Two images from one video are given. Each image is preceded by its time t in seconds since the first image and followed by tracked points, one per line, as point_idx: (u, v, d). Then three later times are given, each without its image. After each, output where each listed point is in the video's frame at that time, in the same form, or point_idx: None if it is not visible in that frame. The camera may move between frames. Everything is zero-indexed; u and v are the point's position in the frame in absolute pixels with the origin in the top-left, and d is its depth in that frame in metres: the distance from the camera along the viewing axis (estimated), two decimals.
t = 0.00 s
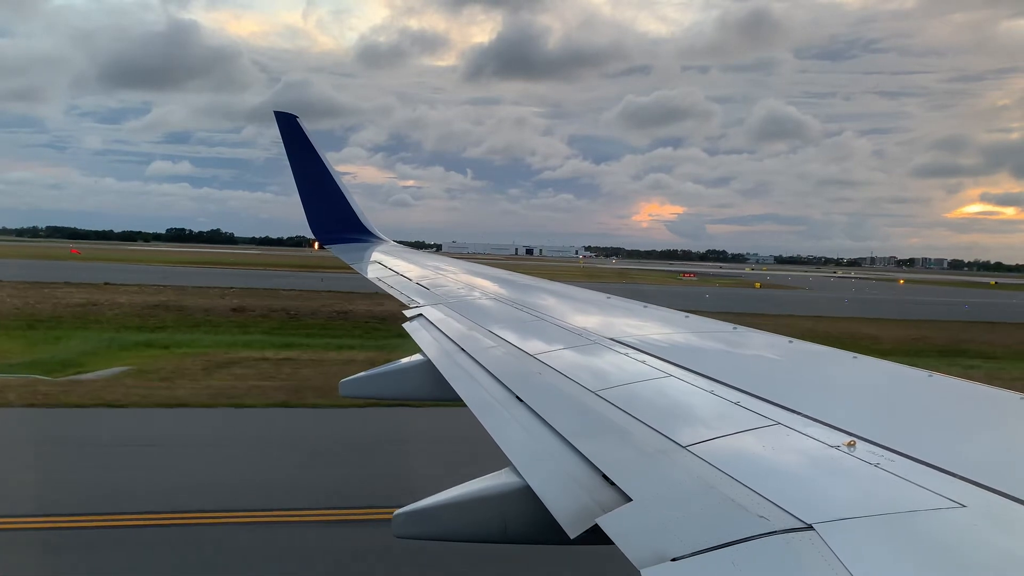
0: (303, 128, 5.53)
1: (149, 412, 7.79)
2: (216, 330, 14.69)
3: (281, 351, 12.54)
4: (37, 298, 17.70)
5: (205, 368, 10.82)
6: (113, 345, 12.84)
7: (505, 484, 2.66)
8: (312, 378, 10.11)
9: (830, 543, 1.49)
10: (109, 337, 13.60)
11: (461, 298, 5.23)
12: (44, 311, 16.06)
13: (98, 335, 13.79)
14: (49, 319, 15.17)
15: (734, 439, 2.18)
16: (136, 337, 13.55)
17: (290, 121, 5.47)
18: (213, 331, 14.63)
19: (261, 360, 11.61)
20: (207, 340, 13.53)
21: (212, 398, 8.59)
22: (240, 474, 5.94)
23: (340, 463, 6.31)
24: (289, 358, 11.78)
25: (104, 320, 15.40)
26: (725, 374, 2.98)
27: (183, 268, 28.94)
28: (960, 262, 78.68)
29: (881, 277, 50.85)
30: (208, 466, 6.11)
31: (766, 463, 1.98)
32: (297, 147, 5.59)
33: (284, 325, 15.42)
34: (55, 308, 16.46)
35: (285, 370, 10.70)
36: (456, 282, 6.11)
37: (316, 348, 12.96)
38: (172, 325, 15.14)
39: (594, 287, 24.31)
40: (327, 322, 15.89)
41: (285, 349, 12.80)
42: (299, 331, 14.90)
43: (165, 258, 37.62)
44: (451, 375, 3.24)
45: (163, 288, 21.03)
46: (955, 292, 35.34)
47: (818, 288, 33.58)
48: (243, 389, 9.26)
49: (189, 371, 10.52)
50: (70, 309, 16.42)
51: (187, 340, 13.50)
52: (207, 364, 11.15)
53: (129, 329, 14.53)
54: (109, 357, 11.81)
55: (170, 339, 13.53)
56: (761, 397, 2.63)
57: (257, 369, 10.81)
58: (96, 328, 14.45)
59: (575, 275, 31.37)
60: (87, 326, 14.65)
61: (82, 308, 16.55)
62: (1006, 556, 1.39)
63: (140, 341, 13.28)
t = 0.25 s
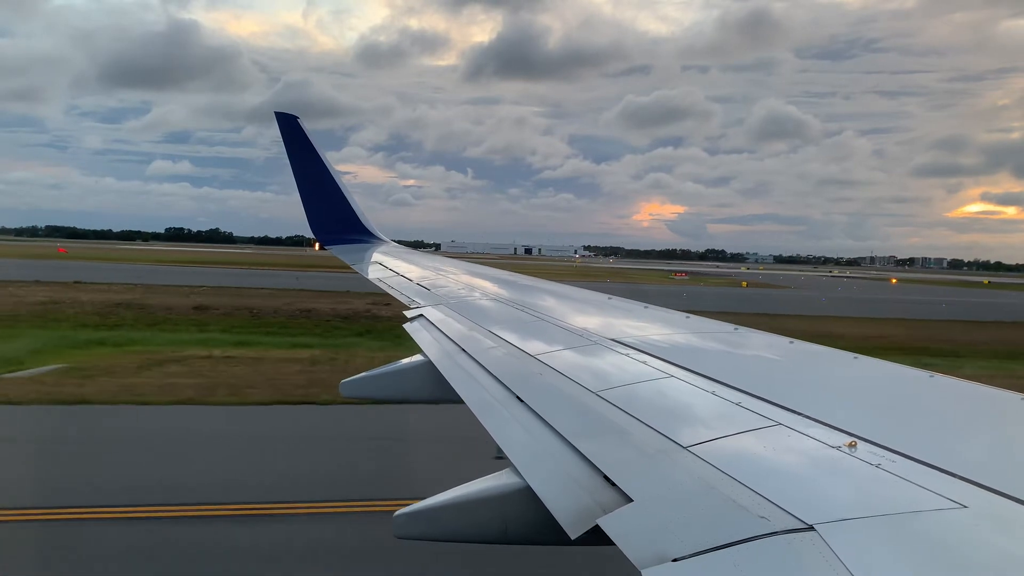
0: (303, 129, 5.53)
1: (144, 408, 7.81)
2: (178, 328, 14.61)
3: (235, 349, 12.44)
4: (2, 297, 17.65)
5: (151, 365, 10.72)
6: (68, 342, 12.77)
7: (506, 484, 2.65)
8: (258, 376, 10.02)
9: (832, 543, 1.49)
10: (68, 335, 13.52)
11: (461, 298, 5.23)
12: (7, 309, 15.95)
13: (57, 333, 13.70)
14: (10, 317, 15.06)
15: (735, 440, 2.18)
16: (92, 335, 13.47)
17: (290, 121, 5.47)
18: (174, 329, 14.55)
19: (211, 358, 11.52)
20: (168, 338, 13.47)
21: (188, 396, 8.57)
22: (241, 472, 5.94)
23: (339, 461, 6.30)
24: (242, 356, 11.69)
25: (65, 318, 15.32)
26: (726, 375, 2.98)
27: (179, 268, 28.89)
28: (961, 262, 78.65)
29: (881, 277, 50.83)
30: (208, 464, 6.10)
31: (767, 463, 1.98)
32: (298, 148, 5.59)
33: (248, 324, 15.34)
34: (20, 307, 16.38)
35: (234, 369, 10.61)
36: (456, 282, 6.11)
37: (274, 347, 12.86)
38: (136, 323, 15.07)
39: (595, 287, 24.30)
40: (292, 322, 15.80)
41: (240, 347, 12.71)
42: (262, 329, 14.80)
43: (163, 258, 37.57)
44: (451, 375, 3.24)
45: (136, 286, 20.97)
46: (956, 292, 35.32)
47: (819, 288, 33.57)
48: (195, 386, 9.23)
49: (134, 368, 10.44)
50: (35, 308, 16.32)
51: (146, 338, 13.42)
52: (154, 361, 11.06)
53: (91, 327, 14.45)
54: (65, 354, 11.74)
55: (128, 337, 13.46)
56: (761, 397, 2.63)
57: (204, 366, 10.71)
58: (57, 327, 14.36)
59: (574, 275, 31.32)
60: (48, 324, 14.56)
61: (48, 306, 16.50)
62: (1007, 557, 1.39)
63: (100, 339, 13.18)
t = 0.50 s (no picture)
0: (303, 129, 5.53)
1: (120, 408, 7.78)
2: (146, 328, 14.59)
3: (197, 348, 12.41)
4: None
5: (106, 364, 10.71)
6: (32, 341, 12.76)
7: (507, 484, 2.65)
8: (216, 376, 9.97)
9: (832, 543, 1.49)
10: (32, 334, 13.46)
11: (461, 299, 5.23)
12: None
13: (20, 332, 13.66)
14: None
15: (734, 440, 2.19)
16: (58, 334, 13.47)
17: (290, 121, 5.47)
18: (143, 328, 14.54)
19: (170, 357, 11.48)
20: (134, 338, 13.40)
21: (150, 396, 8.52)
22: (241, 469, 5.93)
23: (339, 459, 6.30)
24: (204, 356, 11.65)
25: (33, 317, 15.26)
26: (726, 375, 2.97)
27: (176, 268, 28.91)
28: (961, 262, 78.69)
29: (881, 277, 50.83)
30: (208, 461, 6.10)
31: (767, 463, 1.98)
32: (297, 147, 5.59)
33: (218, 323, 15.31)
34: None
35: (192, 367, 10.59)
36: (456, 283, 6.11)
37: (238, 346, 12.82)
38: (104, 323, 15.01)
39: (595, 287, 24.31)
40: (263, 321, 15.77)
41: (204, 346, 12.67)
42: (230, 329, 14.76)
43: (161, 258, 37.60)
44: (451, 375, 3.24)
45: (114, 285, 20.98)
46: (956, 292, 35.34)
47: (819, 289, 33.57)
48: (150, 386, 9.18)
49: (90, 367, 10.43)
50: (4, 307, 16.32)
51: (112, 337, 13.40)
52: (110, 360, 11.05)
53: (57, 326, 14.38)
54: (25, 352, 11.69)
55: (94, 337, 13.44)
56: (761, 398, 2.63)
57: (159, 366, 10.67)
58: (22, 326, 14.31)
59: (573, 275, 31.34)
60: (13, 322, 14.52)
61: (20, 306, 16.51)
62: (1008, 557, 1.38)
63: (63, 338, 13.11)
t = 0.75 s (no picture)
0: (303, 129, 5.53)
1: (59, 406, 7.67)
2: (111, 327, 14.49)
3: (157, 346, 12.32)
4: None
5: (58, 362, 10.62)
6: None
7: (506, 484, 2.65)
8: (170, 373, 9.86)
9: (831, 542, 1.49)
10: None
11: (461, 298, 5.22)
12: None
13: None
14: None
15: (734, 439, 2.19)
16: (16, 334, 13.34)
17: (290, 121, 5.47)
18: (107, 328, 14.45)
19: (125, 355, 11.38)
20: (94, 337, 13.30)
21: (97, 394, 8.43)
22: (241, 468, 5.93)
23: (339, 458, 6.29)
24: (160, 354, 11.55)
25: None
26: (727, 375, 2.97)
27: (173, 268, 28.91)
28: (961, 262, 78.67)
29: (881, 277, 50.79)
30: (208, 459, 6.09)
31: (766, 463, 1.98)
32: (297, 148, 5.59)
33: (184, 323, 15.22)
34: None
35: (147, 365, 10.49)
36: (456, 282, 6.10)
37: (201, 344, 12.73)
38: (66, 322, 14.90)
39: (595, 288, 24.30)
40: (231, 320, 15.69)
41: (165, 344, 12.58)
42: (196, 327, 14.67)
43: (158, 257, 37.55)
44: (451, 375, 3.24)
45: (89, 285, 20.89)
46: (956, 292, 35.29)
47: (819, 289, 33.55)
48: (100, 383, 9.09)
49: (40, 365, 10.34)
50: None
51: (76, 336, 13.31)
52: (62, 358, 10.95)
53: (17, 326, 14.27)
54: None
55: (56, 336, 13.34)
56: (761, 397, 2.63)
57: (112, 363, 10.58)
58: None
59: (571, 274, 31.33)
60: None
61: None
62: (1008, 557, 1.38)
63: (22, 338, 13.01)
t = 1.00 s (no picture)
0: (302, 128, 5.53)
1: None
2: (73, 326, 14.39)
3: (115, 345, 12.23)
4: None
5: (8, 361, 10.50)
6: None
7: (506, 484, 2.65)
8: (122, 372, 9.76)
9: (831, 542, 1.49)
10: None
11: (460, 298, 5.22)
12: None
13: None
14: None
15: (733, 439, 2.19)
16: None
17: (290, 121, 5.47)
18: (70, 327, 14.34)
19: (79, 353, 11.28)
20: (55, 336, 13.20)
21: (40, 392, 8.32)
22: (241, 466, 5.93)
23: (338, 456, 6.29)
24: (117, 352, 11.43)
25: None
26: (727, 375, 2.96)
27: (171, 268, 28.91)
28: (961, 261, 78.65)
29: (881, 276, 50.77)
30: (207, 457, 6.09)
31: (767, 463, 1.98)
32: (297, 147, 5.59)
33: (149, 322, 15.11)
34: None
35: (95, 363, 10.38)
36: (456, 282, 6.10)
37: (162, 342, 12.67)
38: (30, 322, 14.80)
39: (595, 287, 24.30)
40: (197, 320, 15.64)
41: (124, 343, 12.50)
42: (160, 327, 14.59)
43: (154, 257, 37.51)
44: (451, 375, 3.24)
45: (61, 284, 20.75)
46: (957, 292, 35.26)
47: (819, 289, 33.54)
48: (47, 381, 8.98)
49: None
50: None
51: (37, 335, 13.22)
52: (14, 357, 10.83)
53: None
54: None
55: (16, 335, 13.24)
56: (761, 397, 2.62)
57: (60, 362, 10.48)
58: None
59: (569, 274, 31.31)
60: None
61: None
62: (1008, 557, 1.38)
63: None
